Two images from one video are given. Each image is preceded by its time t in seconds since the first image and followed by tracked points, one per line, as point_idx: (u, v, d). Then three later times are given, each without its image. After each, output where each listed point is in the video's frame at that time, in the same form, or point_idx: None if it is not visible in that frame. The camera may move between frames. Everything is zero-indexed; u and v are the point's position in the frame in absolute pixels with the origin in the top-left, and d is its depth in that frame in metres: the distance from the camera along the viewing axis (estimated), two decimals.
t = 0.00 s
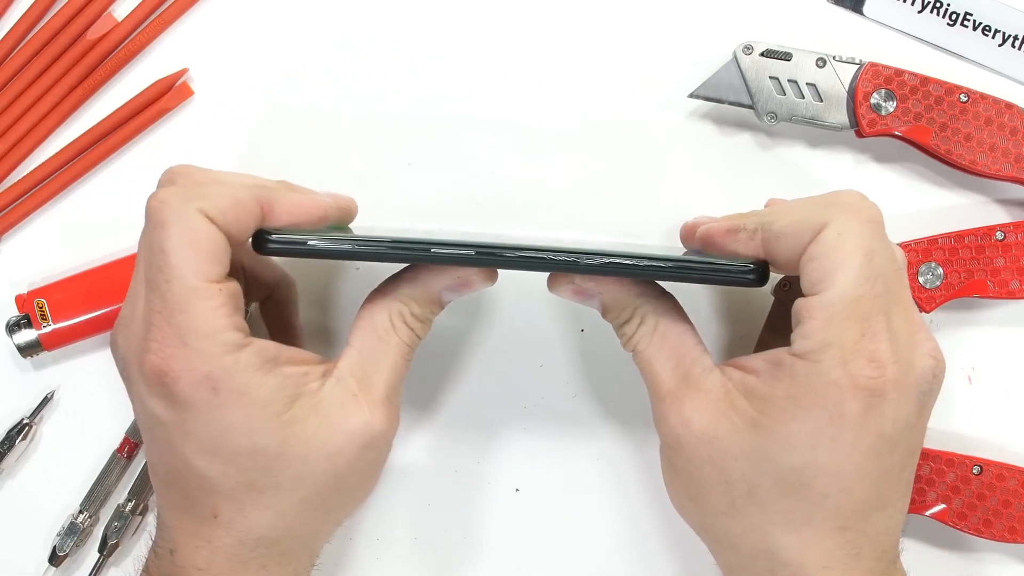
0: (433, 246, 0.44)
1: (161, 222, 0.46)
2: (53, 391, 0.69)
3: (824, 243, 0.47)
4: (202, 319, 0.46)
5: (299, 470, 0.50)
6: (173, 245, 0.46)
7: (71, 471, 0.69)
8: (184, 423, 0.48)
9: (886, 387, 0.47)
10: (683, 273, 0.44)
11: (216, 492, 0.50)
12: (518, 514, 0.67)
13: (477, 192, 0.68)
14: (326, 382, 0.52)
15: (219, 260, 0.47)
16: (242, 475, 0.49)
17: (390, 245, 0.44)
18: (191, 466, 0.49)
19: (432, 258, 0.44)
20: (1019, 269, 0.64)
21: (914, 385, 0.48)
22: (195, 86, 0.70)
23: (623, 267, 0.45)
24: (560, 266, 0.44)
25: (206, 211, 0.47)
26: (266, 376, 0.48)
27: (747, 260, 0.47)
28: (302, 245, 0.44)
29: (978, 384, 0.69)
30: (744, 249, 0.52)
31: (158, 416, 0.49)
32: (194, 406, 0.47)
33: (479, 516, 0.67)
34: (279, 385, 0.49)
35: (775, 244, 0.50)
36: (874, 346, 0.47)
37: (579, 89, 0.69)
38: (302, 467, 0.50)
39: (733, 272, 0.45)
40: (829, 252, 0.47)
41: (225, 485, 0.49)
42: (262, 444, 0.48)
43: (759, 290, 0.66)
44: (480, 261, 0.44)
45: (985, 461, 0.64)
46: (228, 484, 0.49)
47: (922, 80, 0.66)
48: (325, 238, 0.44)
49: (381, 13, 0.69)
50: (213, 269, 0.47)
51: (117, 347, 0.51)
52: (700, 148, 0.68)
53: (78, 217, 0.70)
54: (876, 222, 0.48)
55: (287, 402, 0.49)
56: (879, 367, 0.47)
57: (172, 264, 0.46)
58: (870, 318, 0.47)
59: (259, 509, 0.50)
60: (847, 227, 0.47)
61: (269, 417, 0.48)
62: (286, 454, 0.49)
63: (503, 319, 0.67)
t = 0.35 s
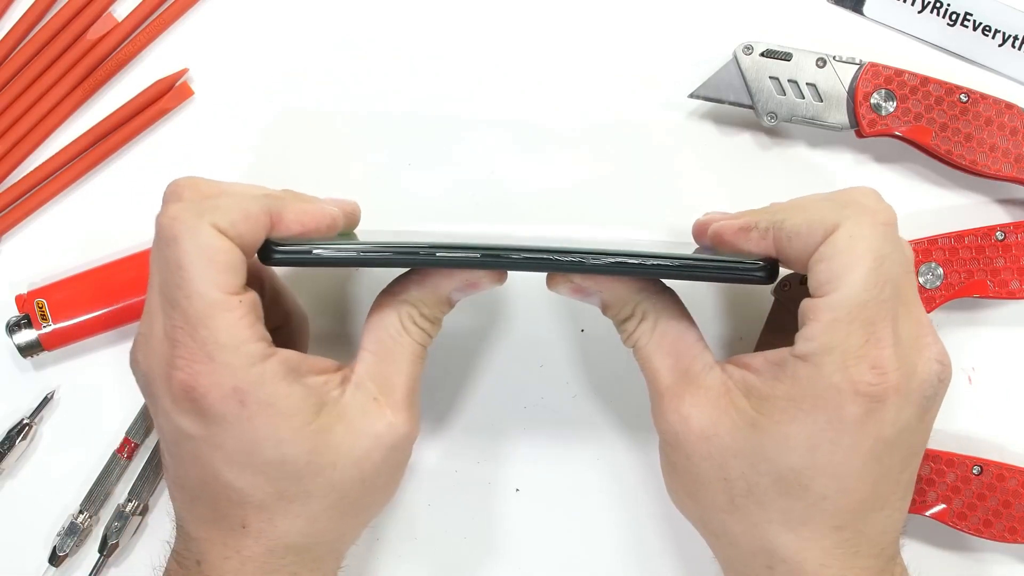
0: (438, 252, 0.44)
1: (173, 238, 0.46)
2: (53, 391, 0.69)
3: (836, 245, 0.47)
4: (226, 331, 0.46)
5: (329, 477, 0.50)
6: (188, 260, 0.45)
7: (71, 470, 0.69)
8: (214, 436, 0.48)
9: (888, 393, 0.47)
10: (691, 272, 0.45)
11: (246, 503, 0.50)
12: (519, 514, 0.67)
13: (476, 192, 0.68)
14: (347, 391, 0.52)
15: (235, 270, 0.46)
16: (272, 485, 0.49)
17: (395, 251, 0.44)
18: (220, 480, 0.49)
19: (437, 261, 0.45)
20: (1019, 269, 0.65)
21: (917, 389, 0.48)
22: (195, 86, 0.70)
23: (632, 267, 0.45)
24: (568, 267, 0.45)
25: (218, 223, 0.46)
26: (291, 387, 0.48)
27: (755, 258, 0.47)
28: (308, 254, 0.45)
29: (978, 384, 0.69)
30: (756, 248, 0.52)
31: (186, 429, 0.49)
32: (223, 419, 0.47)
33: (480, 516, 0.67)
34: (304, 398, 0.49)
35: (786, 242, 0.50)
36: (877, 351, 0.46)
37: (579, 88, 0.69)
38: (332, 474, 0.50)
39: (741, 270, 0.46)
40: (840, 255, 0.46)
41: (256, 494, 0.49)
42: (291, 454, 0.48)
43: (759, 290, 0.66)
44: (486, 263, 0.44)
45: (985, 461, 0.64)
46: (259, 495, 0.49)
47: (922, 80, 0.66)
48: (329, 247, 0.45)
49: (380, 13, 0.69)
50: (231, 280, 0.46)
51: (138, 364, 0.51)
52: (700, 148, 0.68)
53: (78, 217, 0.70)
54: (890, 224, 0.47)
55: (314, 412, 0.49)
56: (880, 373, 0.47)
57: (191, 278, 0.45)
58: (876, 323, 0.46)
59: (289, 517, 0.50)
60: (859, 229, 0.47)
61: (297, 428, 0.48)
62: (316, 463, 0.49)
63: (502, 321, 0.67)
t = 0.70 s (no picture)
0: (437, 253, 0.45)
1: (179, 244, 0.46)
2: (53, 391, 0.69)
3: (838, 248, 0.47)
4: (233, 335, 0.46)
5: (339, 478, 0.50)
6: (194, 265, 0.45)
7: (71, 471, 0.69)
8: (223, 439, 0.48)
9: (882, 398, 0.47)
10: (691, 269, 0.45)
11: (256, 505, 0.49)
12: (518, 515, 0.67)
13: (476, 193, 0.68)
14: (355, 394, 0.52)
15: (240, 273, 0.46)
16: (283, 487, 0.49)
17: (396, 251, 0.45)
18: (230, 483, 0.49)
19: (439, 259, 0.45)
20: (1019, 269, 0.65)
21: (912, 396, 0.48)
22: (195, 86, 0.70)
23: (634, 265, 0.45)
24: (570, 265, 0.45)
25: (222, 227, 0.46)
26: (301, 390, 0.48)
27: (756, 258, 0.47)
28: (309, 255, 0.46)
29: (978, 384, 0.69)
30: (758, 248, 0.52)
31: (194, 434, 0.48)
32: (232, 424, 0.47)
33: (480, 516, 0.67)
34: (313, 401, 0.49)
35: (788, 244, 0.50)
36: (874, 356, 0.46)
37: (579, 89, 0.69)
38: (342, 475, 0.50)
39: (743, 269, 0.46)
40: (840, 257, 0.46)
41: (266, 497, 0.49)
42: (301, 457, 0.48)
43: (759, 291, 0.66)
44: (488, 261, 0.44)
45: (985, 461, 0.64)
46: (269, 497, 0.49)
47: (922, 80, 0.66)
48: (332, 247, 0.45)
49: (380, 12, 0.69)
50: (235, 283, 0.46)
51: (144, 370, 0.50)
52: (700, 148, 0.68)
53: (78, 217, 0.70)
54: (891, 230, 0.47)
55: (323, 414, 0.49)
56: (875, 378, 0.46)
57: (196, 283, 0.45)
58: (874, 327, 0.46)
59: (299, 518, 0.50)
60: (861, 234, 0.47)
61: (308, 430, 0.48)
62: (326, 464, 0.49)
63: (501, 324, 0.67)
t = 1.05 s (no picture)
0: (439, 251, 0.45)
1: (176, 244, 0.46)
2: (53, 392, 0.69)
3: (841, 247, 0.47)
4: (231, 334, 0.46)
5: (341, 476, 0.50)
6: (192, 265, 0.45)
7: (71, 471, 0.69)
8: (221, 440, 0.47)
9: (883, 397, 0.47)
10: (691, 265, 0.46)
11: (258, 505, 0.49)
12: (518, 514, 0.67)
13: (476, 192, 0.68)
14: (356, 391, 0.52)
15: (239, 272, 0.46)
16: (283, 486, 0.49)
17: (396, 248, 0.45)
18: (230, 484, 0.49)
19: (440, 257, 0.45)
20: (1019, 269, 0.65)
21: (912, 395, 0.48)
22: (195, 86, 0.70)
23: (635, 260, 0.45)
24: (572, 261, 0.45)
25: (221, 229, 0.46)
26: (300, 390, 0.48)
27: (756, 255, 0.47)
28: (309, 256, 0.46)
29: (978, 384, 0.69)
30: (760, 245, 0.52)
31: (192, 435, 0.48)
32: (230, 424, 0.47)
33: (480, 516, 0.67)
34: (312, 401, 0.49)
35: (791, 243, 0.50)
36: (875, 356, 0.46)
37: (579, 89, 0.69)
38: (344, 473, 0.50)
39: (742, 266, 0.46)
40: (843, 256, 0.46)
41: (267, 496, 0.49)
42: (301, 456, 0.48)
43: (759, 290, 0.66)
44: (489, 258, 0.45)
45: (985, 461, 0.64)
46: (270, 496, 0.49)
47: (922, 80, 0.66)
48: (332, 248, 0.46)
49: (380, 12, 0.69)
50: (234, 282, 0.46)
51: (139, 372, 0.50)
52: (700, 148, 0.68)
53: (78, 217, 0.70)
54: (895, 229, 0.47)
55: (323, 413, 0.49)
56: (876, 377, 0.46)
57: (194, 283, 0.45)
58: (876, 326, 0.46)
59: (300, 517, 0.50)
60: (865, 232, 0.47)
61: (308, 429, 0.48)
62: (328, 463, 0.49)
63: (501, 323, 0.67)
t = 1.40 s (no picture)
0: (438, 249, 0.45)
1: (176, 246, 0.46)
2: (53, 391, 0.69)
3: (840, 246, 0.47)
4: (232, 336, 0.46)
5: (345, 475, 0.51)
6: (192, 266, 0.45)
7: (70, 470, 0.69)
8: (225, 440, 0.47)
9: (880, 397, 0.46)
10: (690, 262, 0.46)
11: (263, 505, 0.49)
12: (518, 514, 0.67)
13: (477, 193, 0.68)
14: (360, 390, 0.53)
15: (240, 271, 0.46)
16: (288, 486, 0.49)
17: (395, 247, 0.45)
18: (235, 484, 0.49)
19: (438, 255, 0.45)
20: (1019, 269, 0.65)
21: (909, 395, 0.48)
22: (195, 86, 0.70)
23: (634, 258, 0.46)
24: (571, 257, 0.45)
25: (220, 230, 0.46)
26: (303, 390, 0.48)
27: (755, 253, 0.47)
28: (308, 257, 0.46)
29: (978, 384, 0.69)
30: (758, 243, 0.52)
31: (196, 436, 0.48)
32: (233, 425, 0.47)
33: (481, 516, 0.67)
34: (315, 403, 0.49)
35: (790, 241, 0.50)
36: (871, 354, 0.46)
37: (578, 89, 0.69)
38: (348, 472, 0.51)
39: (742, 264, 0.46)
40: (843, 256, 0.46)
41: (272, 496, 0.49)
42: (306, 456, 0.48)
43: (759, 290, 0.66)
44: (487, 255, 0.45)
45: (985, 461, 0.64)
46: (276, 496, 0.49)
47: (922, 81, 0.67)
48: (330, 248, 0.46)
49: (380, 13, 0.69)
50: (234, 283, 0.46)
51: (139, 376, 0.50)
52: (700, 148, 0.68)
53: (78, 217, 0.70)
54: (895, 230, 0.47)
55: (327, 414, 0.49)
56: (873, 376, 0.46)
57: (193, 285, 0.45)
58: (873, 325, 0.46)
59: (306, 516, 0.51)
60: (864, 232, 0.47)
61: (312, 430, 0.48)
62: (331, 463, 0.49)
63: (500, 323, 0.67)
